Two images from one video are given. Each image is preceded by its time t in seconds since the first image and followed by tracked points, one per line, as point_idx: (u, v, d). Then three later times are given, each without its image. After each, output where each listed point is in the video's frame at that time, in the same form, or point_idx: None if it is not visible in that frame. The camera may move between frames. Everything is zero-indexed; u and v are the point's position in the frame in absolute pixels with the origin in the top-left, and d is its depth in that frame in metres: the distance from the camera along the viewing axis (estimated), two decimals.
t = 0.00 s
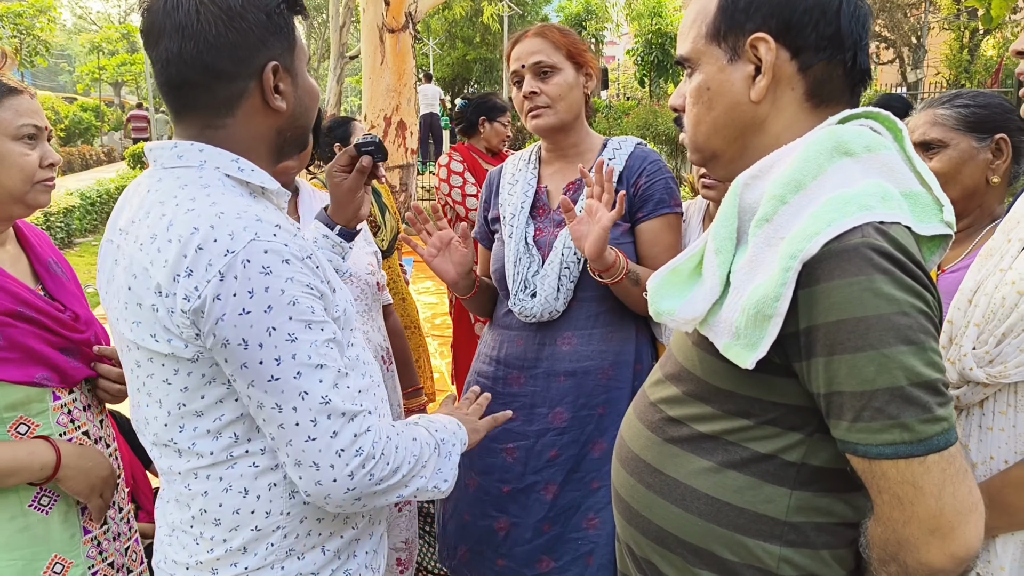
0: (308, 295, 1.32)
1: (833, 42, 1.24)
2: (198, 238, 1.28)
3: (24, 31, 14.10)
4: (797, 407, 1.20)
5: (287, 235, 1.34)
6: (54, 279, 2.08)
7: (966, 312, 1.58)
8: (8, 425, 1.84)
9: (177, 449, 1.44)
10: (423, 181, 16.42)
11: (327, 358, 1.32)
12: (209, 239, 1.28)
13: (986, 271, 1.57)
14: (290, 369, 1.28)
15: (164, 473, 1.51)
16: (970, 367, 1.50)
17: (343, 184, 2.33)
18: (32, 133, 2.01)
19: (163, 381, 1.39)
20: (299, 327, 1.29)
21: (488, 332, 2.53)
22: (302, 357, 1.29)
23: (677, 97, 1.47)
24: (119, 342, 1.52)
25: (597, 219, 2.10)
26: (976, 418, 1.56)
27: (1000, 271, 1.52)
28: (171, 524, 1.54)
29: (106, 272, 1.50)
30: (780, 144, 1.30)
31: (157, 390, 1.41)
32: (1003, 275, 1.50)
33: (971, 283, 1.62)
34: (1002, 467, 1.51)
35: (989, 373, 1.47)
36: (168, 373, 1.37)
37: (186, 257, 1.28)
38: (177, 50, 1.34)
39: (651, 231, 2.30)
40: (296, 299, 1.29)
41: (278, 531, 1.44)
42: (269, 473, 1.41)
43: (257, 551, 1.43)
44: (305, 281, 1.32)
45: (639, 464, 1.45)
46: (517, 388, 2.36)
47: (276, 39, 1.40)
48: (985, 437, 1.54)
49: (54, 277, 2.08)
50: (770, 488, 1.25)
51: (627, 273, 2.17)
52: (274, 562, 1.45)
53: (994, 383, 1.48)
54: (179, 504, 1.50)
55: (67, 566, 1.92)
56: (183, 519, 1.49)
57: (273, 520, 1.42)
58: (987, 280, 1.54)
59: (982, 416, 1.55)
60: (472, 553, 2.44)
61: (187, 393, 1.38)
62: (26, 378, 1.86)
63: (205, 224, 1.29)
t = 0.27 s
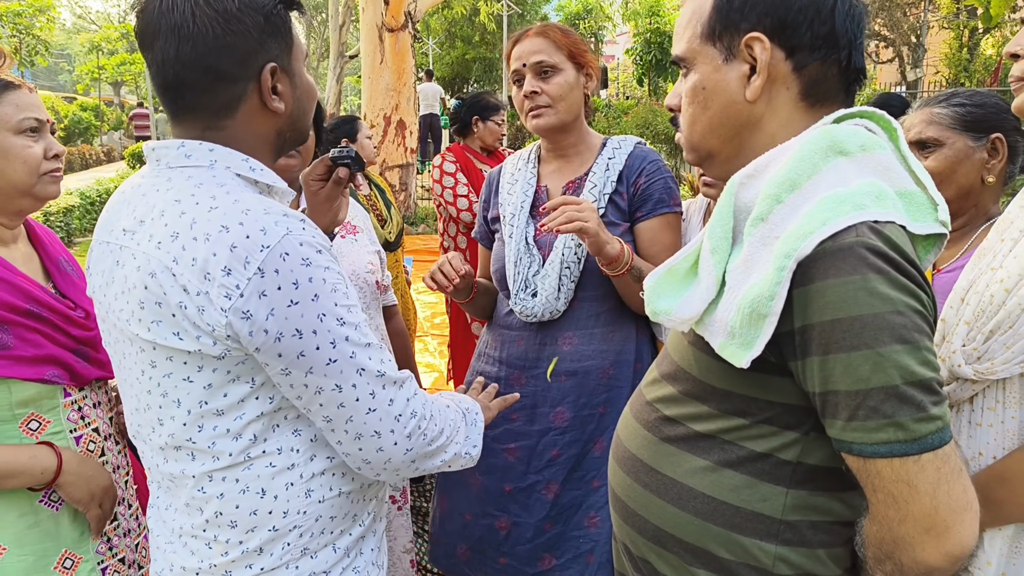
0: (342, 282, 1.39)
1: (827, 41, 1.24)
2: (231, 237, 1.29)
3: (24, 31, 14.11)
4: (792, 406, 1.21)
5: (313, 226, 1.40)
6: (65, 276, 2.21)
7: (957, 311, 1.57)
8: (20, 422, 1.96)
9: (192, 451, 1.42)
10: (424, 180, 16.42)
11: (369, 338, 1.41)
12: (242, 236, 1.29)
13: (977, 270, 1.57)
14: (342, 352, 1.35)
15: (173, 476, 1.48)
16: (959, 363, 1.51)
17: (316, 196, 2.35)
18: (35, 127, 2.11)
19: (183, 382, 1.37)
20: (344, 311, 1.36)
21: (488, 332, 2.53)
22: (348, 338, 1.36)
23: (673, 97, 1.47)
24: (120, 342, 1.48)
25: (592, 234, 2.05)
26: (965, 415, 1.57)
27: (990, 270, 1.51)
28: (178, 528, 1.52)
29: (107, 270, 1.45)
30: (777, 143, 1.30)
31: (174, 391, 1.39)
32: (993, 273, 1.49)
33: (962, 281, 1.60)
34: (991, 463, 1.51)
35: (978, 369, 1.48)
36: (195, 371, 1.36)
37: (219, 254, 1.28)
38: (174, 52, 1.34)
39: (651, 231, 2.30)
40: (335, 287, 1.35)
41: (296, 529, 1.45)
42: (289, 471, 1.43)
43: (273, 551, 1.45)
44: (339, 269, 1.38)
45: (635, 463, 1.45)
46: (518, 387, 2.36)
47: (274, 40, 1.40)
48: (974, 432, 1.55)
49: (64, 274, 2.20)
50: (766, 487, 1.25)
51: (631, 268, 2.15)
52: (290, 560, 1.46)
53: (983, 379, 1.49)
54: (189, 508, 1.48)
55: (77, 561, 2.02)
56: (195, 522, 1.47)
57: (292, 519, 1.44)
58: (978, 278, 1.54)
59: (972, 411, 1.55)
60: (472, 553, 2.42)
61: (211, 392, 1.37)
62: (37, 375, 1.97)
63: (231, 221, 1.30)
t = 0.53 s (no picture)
0: (341, 281, 1.38)
1: (826, 40, 1.24)
2: (230, 237, 1.29)
3: (24, 30, 14.12)
4: (791, 406, 1.21)
5: (312, 226, 1.39)
6: (75, 275, 2.28)
7: (953, 309, 1.57)
8: (32, 419, 1.98)
9: (192, 451, 1.42)
10: (424, 180, 16.42)
11: (369, 337, 1.40)
12: (240, 237, 1.29)
13: (973, 269, 1.57)
14: (344, 351, 1.35)
15: (174, 477, 1.48)
16: (953, 361, 1.51)
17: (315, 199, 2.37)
18: (42, 123, 2.14)
19: (183, 382, 1.37)
20: (342, 311, 1.36)
21: (488, 331, 2.53)
22: (348, 337, 1.36)
23: (672, 96, 1.48)
24: (119, 344, 1.47)
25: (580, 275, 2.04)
26: (961, 412, 1.57)
27: (985, 269, 1.52)
28: (180, 529, 1.52)
29: (107, 272, 1.45)
30: (775, 142, 1.30)
31: (174, 392, 1.39)
32: (988, 271, 1.50)
33: (960, 280, 1.60)
34: (986, 460, 1.52)
35: (971, 366, 1.48)
36: (195, 372, 1.36)
37: (218, 255, 1.28)
38: (180, 51, 1.35)
39: (652, 231, 2.30)
40: (334, 287, 1.35)
41: (299, 528, 1.45)
42: (291, 470, 1.43)
43: (276, 550, 1.44)
44: (337, 267, 1.38)
45: (634, 462, 1.45)
46: (519, 387, 2.36)
47: (280, 43, 1.40)
48: (969, 429, 1.55)
49: (74, 272, 2.28)
50: (764, 486, 1.25)
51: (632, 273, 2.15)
52: (294, 559, 1.46)
53: (976, 376, 1.49)
54: (191, 509, 1.47)
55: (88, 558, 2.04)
56: (197, 523, 1.47)
57: (295, 517, 1.44)
58: (974, 277, 1.54)
59: (966, 409, 1.55)
60: (485, 550, 2.42)
61: (211, 392, 1.37)
62: (48, 373, 2.00)
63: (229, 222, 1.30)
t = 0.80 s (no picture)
0: (334, 289, 1.36)
1: (827, 42, 1.24)
2: (225, 236, 1.29)
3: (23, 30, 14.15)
4: (790, 406, 1.21)
5: (308, 232, 1.38)
6: (85, 272, 2.33)
7: (948, 309, 1.56)
8: (41, 416, 2.07)
9: (189, 448, 1.43)
10: (423, 180, 16.42)
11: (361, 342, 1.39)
12: (233, 237, 1.29)
13: (969, 269, 1.57)
14: (332, 357, 1.33)
15: (172, 472, 1.48)
16: (948, 360, 1.52)
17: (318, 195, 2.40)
18: (54, 123, 2.23)
19: (179, 380, 1.37)
20: (332, 318, 1.34)
21: (488, 331, 2.51)
22: (338, 346, 1.34)
23: (674, 97, 1.48)
24: (121, 340, 1.48)
25: (570, 301, 2.08)
26: (957, 410, 1.57)
27: (980, 269, 1.52)
28: (177, 524, 1.52)
29: (110, 268, 1.46)
30: (776, 144, 1.31)
31: (170, 389, 1.39)
32: (983, 271, 1.50)
33: (955, 280, 1.59)
34: (981, 457, 1.53)
35: (966, 365, 1.49)
36: (187, 371, 1.36)
37: (212, 254, 1.28)
38: (183, 53, 1.35)
39: (653, 232, 2.30)
40: (328, 288, 1.34)
41: (293, 528, 1.45)
42: (285, 471, 1.42)
43: (269, 550, 1.44)
44: (330, 274, 1.37)
45: (634, 463, 1.45)
46: (518, 386, 2.36)
47: (281, 43, 1.40)
48: (965, 428, 1.56)
49: (86, 271, 2.33)
50: (764, 487, 1.25)
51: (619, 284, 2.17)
52: (288, 559, 1.46)
53: (971, 375, 1.50)
54: (188, 505, 1.48)
55: (90, 555, 2.12)
56: (193, 519, 1.48)
57: (289, 517, 1.44)
58: (968, 278, 1.54)
59: (963, 407, 1.56)
60: (484, 549, 2.40)
61: (206, 391, 1.37)
62: (55, 371, 2.07)
63: (223, 223, 1.30)
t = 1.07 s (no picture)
0: (334, 286, 1.36)
1: (830, 43, 1.25)
2: (224, 235, 1.29)
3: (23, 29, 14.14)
4: (792, 408, 1.21)
5: (308, 230, 1.37)
6: (92, 271, 2.32)
7: (944, 310, 1.56)
8: (49, 415, 2.07)
9: (190, 446, 1.43)
10: (423, 181, 16.40)
11: (359, 342, 1.38)
12: (233, 235, 1.29)
13: (964, 269, 1.56)
14: (333, 353, 1.33)
15: (174, 470, 1.49)
16: (947, 361, 1.51)
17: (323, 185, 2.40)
18: (61, 124, 2.23)
19: (179, 378, 1.38)
20: (332, 314, 1.33)
21: (489, 332, 2.50)
22: (338, 342, 1.34)
23: (676, 97, 1.48)
24: (125, 338, 1.49)
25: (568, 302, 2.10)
26: (955, 410, 1.57)
27: (973, 270, 1.52)
28: (179, 522, 1.53)
29: (114, 267, 1.47)
30: (777, 145, 1.31)
31: (170, 387, 1.39)
32: (978, 273, 1.50)
33: (949, 281, 1.59)
34: (979, 457, 1.52)
35: (965, 366, 1.48)
36: (187, 369, 1.36)
37: (210, 253, 1.28)
38: (189, 55, 1.35)
39: (657, 234, 2.30)
40: (326, 288, 1.33)
41: (292, 527, 1.45)
42: (285, 469, 1.42)
43: (269, 547, 1.44)
44: (330, 271, 1.36)
45: (635, 463, 1.45)
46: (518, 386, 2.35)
47: (286, 45, 1.40)
48: (963, 428, 1.56)
49: (93, 270, 2.33)
50: (765, 487, 1.25)
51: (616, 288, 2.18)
52: (288, 558, 1.46)
53: (970, 375, 1.49)
54: (190, 503, 1.48)
55: (103, 553, 2.12)
56: (195, 516, 1.48)
57: (289, 516, 1.43)
58: (963, 279, 1.54)
59: (960, 408, 1.56)
60: (475, 551, 2.40)
61: (205, 389, 1.37)
62: (65, 370, 2.08)
63: (223, 222, 1.30)
